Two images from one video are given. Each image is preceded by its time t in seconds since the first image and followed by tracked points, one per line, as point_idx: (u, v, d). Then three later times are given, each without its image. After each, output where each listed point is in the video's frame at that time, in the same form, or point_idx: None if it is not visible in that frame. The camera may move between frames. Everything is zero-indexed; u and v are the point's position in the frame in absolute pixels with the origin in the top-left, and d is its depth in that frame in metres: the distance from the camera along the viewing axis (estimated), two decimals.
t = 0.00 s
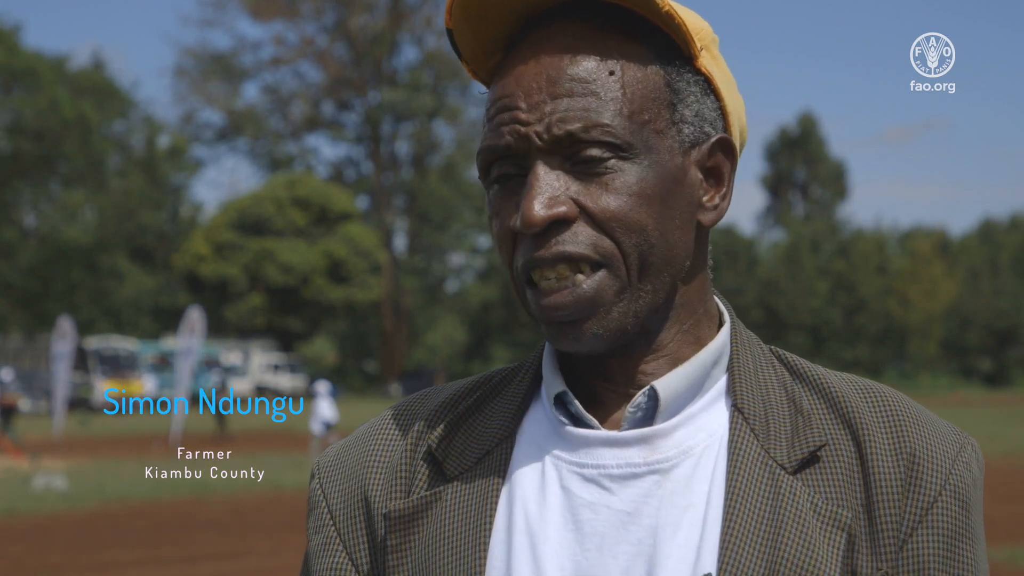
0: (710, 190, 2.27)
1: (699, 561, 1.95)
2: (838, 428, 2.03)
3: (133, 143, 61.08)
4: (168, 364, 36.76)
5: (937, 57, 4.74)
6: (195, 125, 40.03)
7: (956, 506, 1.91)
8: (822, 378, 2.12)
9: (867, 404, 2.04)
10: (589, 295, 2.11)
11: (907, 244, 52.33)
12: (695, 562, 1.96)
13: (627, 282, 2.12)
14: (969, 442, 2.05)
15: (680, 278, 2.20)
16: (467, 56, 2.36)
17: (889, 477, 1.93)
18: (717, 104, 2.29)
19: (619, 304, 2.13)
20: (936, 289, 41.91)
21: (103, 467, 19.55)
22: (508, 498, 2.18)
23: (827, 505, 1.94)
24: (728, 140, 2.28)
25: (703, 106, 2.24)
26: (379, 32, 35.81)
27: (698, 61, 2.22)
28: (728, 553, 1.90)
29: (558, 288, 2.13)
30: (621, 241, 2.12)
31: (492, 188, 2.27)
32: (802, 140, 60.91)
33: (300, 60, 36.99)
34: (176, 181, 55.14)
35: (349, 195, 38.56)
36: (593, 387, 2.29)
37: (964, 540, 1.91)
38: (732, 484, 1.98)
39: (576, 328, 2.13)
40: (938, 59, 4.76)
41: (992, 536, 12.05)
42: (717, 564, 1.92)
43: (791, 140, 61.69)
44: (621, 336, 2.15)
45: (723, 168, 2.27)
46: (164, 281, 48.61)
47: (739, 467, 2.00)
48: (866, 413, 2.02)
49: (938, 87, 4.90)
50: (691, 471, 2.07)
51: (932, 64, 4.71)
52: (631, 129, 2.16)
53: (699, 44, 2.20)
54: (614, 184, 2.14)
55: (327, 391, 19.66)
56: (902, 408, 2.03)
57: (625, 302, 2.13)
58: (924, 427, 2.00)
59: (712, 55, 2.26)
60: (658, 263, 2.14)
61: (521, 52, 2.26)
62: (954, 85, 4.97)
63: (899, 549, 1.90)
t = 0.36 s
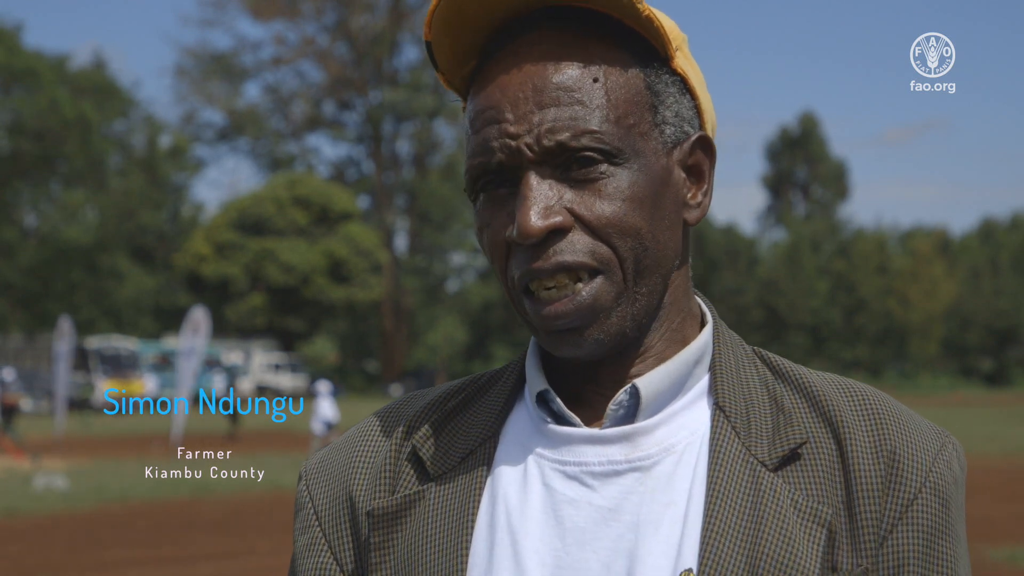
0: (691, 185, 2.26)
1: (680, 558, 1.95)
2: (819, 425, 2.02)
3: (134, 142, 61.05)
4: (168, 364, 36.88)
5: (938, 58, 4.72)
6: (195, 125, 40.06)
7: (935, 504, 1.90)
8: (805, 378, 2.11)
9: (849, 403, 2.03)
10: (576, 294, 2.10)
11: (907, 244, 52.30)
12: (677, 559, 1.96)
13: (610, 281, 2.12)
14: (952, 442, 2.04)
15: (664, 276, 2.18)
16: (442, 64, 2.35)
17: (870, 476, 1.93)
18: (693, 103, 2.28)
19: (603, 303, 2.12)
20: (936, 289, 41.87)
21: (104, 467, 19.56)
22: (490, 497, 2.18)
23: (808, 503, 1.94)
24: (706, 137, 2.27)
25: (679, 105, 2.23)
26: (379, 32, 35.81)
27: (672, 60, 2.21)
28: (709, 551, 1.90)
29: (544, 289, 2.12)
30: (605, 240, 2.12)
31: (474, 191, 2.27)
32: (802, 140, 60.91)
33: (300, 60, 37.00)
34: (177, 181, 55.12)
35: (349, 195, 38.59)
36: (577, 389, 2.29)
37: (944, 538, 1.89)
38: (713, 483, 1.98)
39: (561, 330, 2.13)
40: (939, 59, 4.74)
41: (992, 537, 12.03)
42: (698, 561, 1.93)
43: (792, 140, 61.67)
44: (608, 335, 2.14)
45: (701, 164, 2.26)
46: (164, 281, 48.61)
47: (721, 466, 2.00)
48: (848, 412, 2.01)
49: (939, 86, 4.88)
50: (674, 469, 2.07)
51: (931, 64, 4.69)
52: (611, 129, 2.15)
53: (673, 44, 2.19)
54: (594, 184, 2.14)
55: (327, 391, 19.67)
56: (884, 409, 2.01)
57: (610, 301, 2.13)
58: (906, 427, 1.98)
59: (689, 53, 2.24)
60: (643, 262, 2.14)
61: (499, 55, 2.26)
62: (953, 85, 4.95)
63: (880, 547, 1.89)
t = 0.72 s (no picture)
0: (677, 181, 2.26)
1: (677, 560, 1.96)
2: (809, 424, 2.03)
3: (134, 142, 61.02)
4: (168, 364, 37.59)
5: (933, 57, 4.72)
6: (195, 125, 40.05)
7: (928, 500, 1.91)
8: (795, 377, 2.12)
9: (839, 401, 2.04)
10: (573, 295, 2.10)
11: (907, 244, 52.31)
12: (674, 561, 1.97)
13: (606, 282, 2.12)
14: (943, 439, 2.04)
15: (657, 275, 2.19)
16: (421, 68, 2.34)
17: (862, 475, 1.93)
18: (675, 100, 2.29)
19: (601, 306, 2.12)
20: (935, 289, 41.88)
21: (104, 467, 19.56)
22: (486, 498, 2.19)
23: (801, 501, 1.95)
24: (689, 134, 2.27)
25: (662, 103, 2.24)
26: (379, 32, 35.81)
27: (652, 57, 2.21)
28: (703, 552, 1.91)
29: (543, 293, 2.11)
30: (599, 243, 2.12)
31: (462, 194, 2.26)
32: (803, 140, 60.91)
33: (300, 60, 36.99)
34: (177, 181, 55.10)
35: (350, 195, 38.60)
36: (571, 391, 2.29)
37: (939, 536, 1.90)
38: (706, 482, 1.98)
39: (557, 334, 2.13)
40: (935, 58, 4.74)
41: (993, 536, 12.04)
42: (693, 560, 1.93)
43: (792, 140, 61.66)
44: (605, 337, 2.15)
45: (686, 160, 2.27)
46: (164, 281, 48.61)
47: (715, 466, 2.00)
48: (839, 410, 2.02)
49: (935, 85, 4.89)
50: (665, 469, 2.08)
51: (927, 63, 4.68)
52: (599, 129, 2.15)
53: (652, 42, 2.19)
54: (584, 185, 2.14)
55: (327, 391, 19.70)
56: (875, 407, 2.02)
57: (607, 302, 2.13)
58: (896, 424, 2.00)
59: (669, 52, 2.25)
60: (637, 262, 2.14)
61: (481, 57, 2.26)
62: (948, 83, 4.96)
63: (874, 546, 1.90)
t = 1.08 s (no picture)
0: (696, 190, 2.27)
1: (681, 563, 1.96)
2: (816, 429, 2.03)
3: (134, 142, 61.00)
4: (168, 365, 37.59)
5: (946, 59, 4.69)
6: (195, 125, 40.06)
7: (936, 508, 1.91)
8: (805, 382, 2.12)
9: (849, 408, 2.04)
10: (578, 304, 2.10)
11: (908, 244, 52.30)
12: (676, 563, 1.97)
13: (619, 291, 2.12)
14: (949, 446, 2.04)
15: (669, 279, 2.19)
16: (447, 61, 2.32)
17: (868, 483, 1.94)
18: (695, 105, 2.27)
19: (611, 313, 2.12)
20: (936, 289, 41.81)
21: (104, 467, 19.54)
22: (490, 499, 2.19)
23: (807, 506, 1.95)
24: (710, 141, 2.27)
25: (685, 109, 2.23)
26: (379, 32, 35.81)
27: (677, 63, 2.20)
28: (707, 555, 1.91)
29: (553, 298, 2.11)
30: (612, 251, 2.11)
31: (478, 191, 2.26)
32: (803, 140, 60.93)
33: (300, 60, 36.99)
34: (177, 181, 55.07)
35: (350, 195, 38.60)
36: (579, 393, 2.29)
37: (943, 547, 1.90)
38: (712, 486, 1.99)
39: (566, 338, 2.13)
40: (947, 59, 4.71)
41: (993, 536, 12.04)
42: (695, 564, 1.94)
43: (792, 140, 61.67)
44: (613, 344, 2.15)
45: (706, 168, 2.27)
46: (165, 281, 48.61)
47: (721, 470, 2.00)
48: (848, 416, 2.02)
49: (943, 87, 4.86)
50: (672, 471, 2.09)
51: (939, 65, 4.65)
52: (616, 137, 2.14)
53: (682, 46, 2.17)
54: (602, 192, 2.13)
55: (328, 391, 19.68)
56: (886, 414, 2.03)
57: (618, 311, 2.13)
58: (905, 429, 2.00)
59: (692, 58, 2.23)
60: (649, 272, 2.14)
61: (503, 56, 2.24)
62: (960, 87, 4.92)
63: (877, 553, 1.90)
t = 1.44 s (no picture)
0: (725, 201, 2.27)
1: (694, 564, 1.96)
2: (836, 435, 2.03)
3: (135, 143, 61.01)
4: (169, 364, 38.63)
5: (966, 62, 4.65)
6: (195, 125, 40.06)
7: (951, 515, 1.91)
8: (820, 387, 2.12)
9: (866, 414, 2.04)
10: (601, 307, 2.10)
11: (908, 244, 52.28)
12: (690, 565, 1.97)
13: (643, 301, 2.11)
14: (966, 455, 2.05)
15: (692, 285, 2.19)
16: (484, 59, 2.32)
17: (886, 491, 1.94)
18: (732, 113, 2.27)
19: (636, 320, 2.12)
20: (936, 288, 41.77)
21: (104, 467, 19.52)
22: (503, 500, 2.19)
23: (821, 512, 1.95)
24: (744, 151, 2.27)
25: (722, 119, 2.24)
26: (379, 32, 35.86)
27: (719, 71, 2.20)
28: (720, 557, 1.92)
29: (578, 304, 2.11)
30: (637, 260, 2.12)
31: (506, 188, 2.26)
32: (802, 140, 60.90)
33: (300, 60, 36.97)
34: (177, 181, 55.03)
35: (350, 195, 38.60)
36: (593, 395, 2.29)
37: (958, 555, 1.90)
38: (728, 488, 1.99)
39: (588, 340, 2.12)
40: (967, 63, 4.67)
41: (994, 537, 12.03)
42: (708, 566, 1.94)
43: (792, 140, 61.65)
44: (635, 350, 2.14)
45: (737, 179, 2.27)
46: (164, 281, 48.60)
47: (736, 473, 2.01)
48: (865, 421, 2.02)
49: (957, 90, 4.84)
50: (689, 475, 2.09)
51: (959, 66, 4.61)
52: (653, 146, 2.14)
53: (723, 54, 2.17)
54: (628, 196, 2.14)
55: (327, 391, 19.69)
56: (907, 423, 2.03)
57: (640, 318, 2.12)
58: (924, 438, 2.00)
59: (733, 67, 2.24)
60: (672, 277, 2.14)
61: (540, 55, 2.23)
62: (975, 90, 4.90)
63: (892, 558, 1.90)
